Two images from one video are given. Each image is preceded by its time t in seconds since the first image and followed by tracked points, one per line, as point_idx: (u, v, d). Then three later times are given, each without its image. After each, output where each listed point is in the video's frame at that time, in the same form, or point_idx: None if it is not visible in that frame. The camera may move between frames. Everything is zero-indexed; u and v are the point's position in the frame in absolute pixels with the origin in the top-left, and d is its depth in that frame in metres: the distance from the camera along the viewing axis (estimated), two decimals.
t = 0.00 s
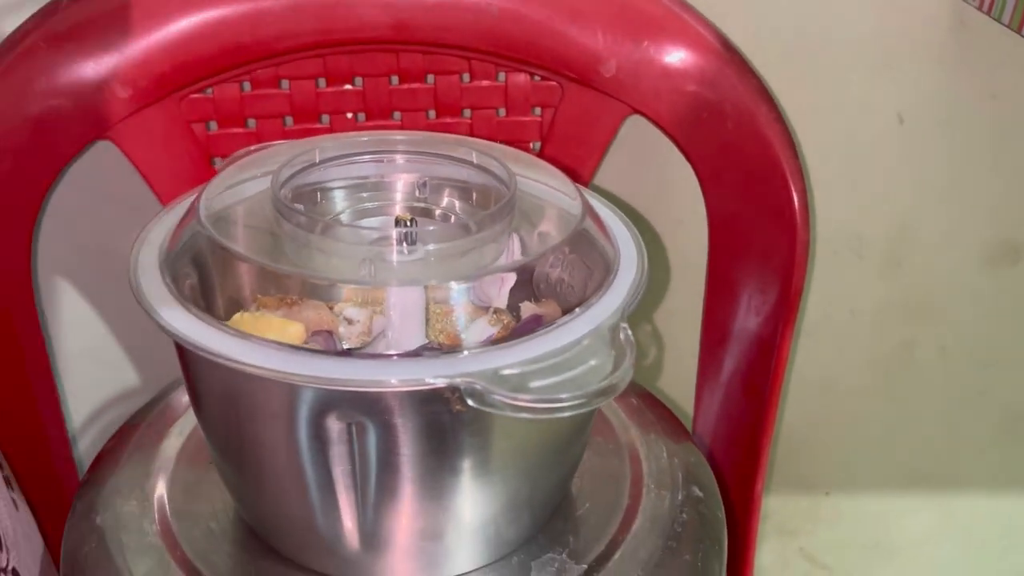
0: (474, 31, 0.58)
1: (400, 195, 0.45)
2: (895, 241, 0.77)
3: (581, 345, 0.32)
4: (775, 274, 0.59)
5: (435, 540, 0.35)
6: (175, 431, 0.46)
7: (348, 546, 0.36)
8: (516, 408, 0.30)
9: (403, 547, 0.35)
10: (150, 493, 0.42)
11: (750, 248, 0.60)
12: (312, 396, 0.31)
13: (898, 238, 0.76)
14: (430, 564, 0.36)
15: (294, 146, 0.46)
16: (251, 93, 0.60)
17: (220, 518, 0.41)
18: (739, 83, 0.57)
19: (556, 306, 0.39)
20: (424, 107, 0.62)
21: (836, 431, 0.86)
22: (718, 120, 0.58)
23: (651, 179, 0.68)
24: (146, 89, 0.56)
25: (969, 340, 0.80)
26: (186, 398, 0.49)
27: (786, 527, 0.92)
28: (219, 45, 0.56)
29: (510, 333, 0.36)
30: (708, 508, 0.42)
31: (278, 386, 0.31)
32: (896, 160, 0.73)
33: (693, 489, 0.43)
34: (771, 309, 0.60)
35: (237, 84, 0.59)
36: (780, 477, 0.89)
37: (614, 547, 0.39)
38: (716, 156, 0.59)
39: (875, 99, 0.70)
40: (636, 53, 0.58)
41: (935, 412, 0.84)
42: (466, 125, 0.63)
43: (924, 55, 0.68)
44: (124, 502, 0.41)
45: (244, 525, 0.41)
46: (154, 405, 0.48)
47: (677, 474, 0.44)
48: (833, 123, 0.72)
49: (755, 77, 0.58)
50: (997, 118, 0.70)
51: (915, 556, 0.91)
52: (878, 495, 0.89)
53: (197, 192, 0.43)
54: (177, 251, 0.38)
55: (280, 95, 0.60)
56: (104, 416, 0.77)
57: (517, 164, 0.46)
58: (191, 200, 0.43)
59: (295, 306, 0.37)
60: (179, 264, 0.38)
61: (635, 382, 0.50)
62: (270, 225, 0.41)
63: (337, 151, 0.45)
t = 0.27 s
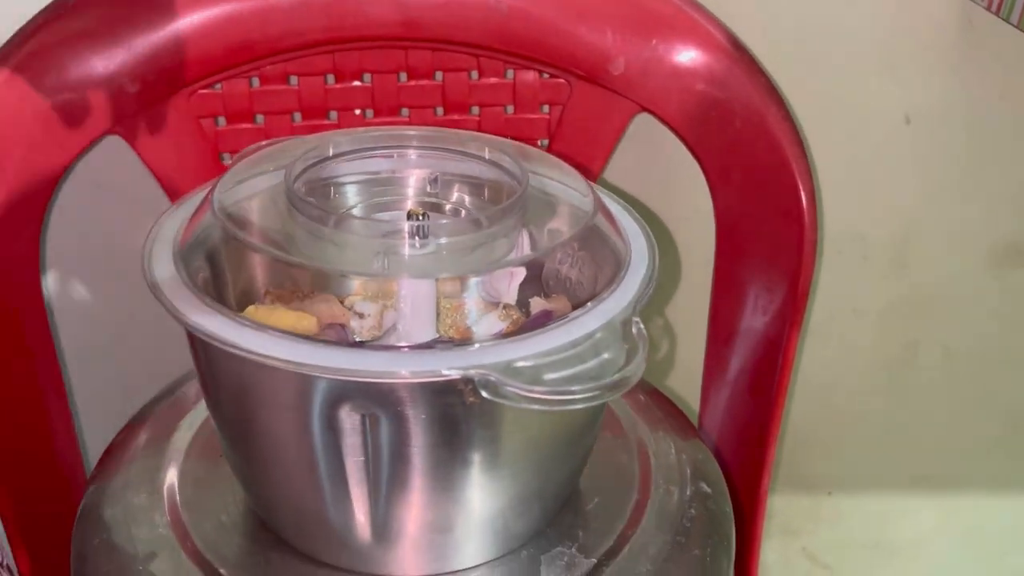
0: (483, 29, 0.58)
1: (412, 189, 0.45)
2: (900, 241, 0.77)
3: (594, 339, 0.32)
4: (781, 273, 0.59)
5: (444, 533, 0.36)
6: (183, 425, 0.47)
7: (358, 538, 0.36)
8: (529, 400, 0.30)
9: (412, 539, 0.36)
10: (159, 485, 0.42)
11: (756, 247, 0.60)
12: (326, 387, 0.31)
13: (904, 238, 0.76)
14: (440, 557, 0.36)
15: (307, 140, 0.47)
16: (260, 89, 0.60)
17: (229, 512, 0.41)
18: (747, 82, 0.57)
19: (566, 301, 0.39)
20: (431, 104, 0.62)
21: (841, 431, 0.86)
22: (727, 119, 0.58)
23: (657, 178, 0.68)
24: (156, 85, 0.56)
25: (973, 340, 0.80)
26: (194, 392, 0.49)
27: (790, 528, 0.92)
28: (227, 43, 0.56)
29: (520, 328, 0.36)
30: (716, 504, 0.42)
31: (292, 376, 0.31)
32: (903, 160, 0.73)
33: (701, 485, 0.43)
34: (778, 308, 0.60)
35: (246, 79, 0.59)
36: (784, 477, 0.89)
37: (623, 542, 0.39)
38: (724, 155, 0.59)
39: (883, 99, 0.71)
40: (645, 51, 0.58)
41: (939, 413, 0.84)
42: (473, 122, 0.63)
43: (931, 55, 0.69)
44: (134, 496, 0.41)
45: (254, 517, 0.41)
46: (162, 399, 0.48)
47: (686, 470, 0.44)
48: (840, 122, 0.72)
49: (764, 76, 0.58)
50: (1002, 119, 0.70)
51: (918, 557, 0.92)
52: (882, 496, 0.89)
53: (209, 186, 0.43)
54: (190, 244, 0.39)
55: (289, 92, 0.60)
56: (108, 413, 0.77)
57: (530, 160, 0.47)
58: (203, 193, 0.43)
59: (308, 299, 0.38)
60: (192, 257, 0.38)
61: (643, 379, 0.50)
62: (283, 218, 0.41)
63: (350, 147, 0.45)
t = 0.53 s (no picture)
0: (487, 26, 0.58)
1: (414, 185, 0.45)
2: (904, 243, 0.76)
3: (599, 335, 0.32)
4: (785, 273, 0.59)
5: (446, 530, 0.35)
6: (185, 419, 0.46)
7: (360, 535, 0.36)
8: (532, 396, 0.29)
9: (414, 535, 0.35)
10: (161, 479, 0.42)
11: (761, 246, 0.60)
12: (329, 381, 0.31)
13: (908, 239, 0.76)
14: (442, 553, 0.36)
15: (312, 134, 0.47)
16: (265, 84, 0.60)
17: (230, 507, 0.41)
18: (752, 79, 0.57)
19: (570, 298, 0.39)
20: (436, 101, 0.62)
21: (843, 431, 0.86)
22: (731, 118, 0.58)
23: (661, 177, 0.68)
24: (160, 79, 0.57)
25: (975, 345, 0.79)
26: (197, 388, 0.49)
27: (791, 526, 0.92)
28: (232, 37, 0.56)
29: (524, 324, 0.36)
30: (719, 502, 0.42)
31: (295, 370, 0.31)
32: (907, 162, 0.73)
33: (705, 484, 0.43)
34: (781, 308, 0.59)
35: (252, 75, 0.59)
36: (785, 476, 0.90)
37: (626, 540, 0.39)
38: (729, 154, 0.59)
39: (887, 99, 0.70)
40: (649, 49, 0.58)
41: (944, 417, 0.83)
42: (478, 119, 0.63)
43: (937, 56, 0.68)
44: (135, 490, 0.41)
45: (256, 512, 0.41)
46: (165, 394, 0.48)
47: (689, 468, 0.44)
48: (845, 121, 0.72)
49: (769, 73, 0.57)
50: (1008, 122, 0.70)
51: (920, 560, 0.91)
52: (885, 499, 0.89)
53: (214, 180, 0.43)
54: (193, 237, 0.38)
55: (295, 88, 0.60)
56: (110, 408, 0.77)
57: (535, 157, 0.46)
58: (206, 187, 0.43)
59: (310, 294, 0.38)
60: (195, 250, 0.38)
61: (647, 377, 0.50)
62: (286, 212, 0.41)
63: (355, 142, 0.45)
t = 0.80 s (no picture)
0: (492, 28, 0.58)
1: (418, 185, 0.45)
2: (909, 248, 0.76)
3: (604, 335, 0.31)
4: (790, 277, 0.59)
5: (448, 531, 0.35)
6: (186, 419, 0.46)
7: (361, 536, 0.35)
8: (537, 397, 0.29)
9: (416, 537, 0.35)
10: (162, 479, 0.42)
11: (765, 250, 0.60)
12: (331, 380, 0.30)
13: (912, 245, 0.76)
14: (444, 554, 0.36)
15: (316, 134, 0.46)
16: (269, 85, 0.59)
17: (231, 509, 0.41)
18: (758, 82, 0.56)
19: (574, 300, 0.39)
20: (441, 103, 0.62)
21: (847, 438, 0.86)
22: (736, 121, 0.58)
23: (666, 181, 0.68)
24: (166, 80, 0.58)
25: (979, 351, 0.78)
26: (198, 389, 0.49)
27: (794, 534, 0.92)
28: (240, 36, 0.57)
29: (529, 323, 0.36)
30: (724, 506, 0.42)
31: (296, 369, 0.31)
32: (912, 167, 0.72)
33: (709, 489, 0.42)
34: (786, 312, 0.59)
35: (258, 76, 0.59)
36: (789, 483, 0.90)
37: (630, 544, 0.39)
38: (733, 158, 0.59)
39: (891, 104, 0.70)
40: (654, 52, 0.58)
41: (948, 423, 0.83)
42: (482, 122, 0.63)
43: (942, 60, 0.68)
44: (136, 490, 0.41)
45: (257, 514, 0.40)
46: (166, 395, 0.48)
47: (693, 473, 0.43)
48: (849, 126, 0.72)
49: (774, 77, 0.57)
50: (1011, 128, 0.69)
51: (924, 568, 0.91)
52: (889, 506, 0.88)
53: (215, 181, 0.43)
54: (196, 237, 0.38)
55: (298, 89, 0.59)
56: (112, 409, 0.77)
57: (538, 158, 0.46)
58: (209, 187, 0.43)
59: (313, 295, 0.38)
60: (198, 249, 0.38)
61: (651, 381, 0.50)
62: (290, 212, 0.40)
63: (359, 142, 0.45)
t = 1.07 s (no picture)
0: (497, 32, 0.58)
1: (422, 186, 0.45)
2: (914, 256, 0.76)
3: (610, 334, 0.31)
4: (795, 283, 0.58)
5: (451, 533, 0.35)
6: (188, 421, 0.46)
7: (364, 537, 0.35)
8: (542, 395, 0.29)
9: (418, 538, 0.35)
10: (163, 480, 0.42)
11: (771, 256, 0.59)
12: (334, 378, 0.30)
13: (918, 253, 0.75)
14: (447, 556, 0.36)
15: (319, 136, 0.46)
16: (274, 88, 0.59)
17: (233, 512, 0.41)
18: (764, 87, 0.56)
19: (578, 300, 0.38)
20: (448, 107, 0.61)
21: (853, 448, 0.85)
22: (741, 126, 0.57)
23: (671, 186, 0.68)
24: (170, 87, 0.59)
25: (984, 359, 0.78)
26: (201, 392, 0.48)
27: (799, 544, 0.91)
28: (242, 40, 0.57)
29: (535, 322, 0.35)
30: (730, 511, 0.41)
31: (299, 366, 0.30)
32: (917, 174, 0.72)
33: (714, 493, 0.42)
34: (791, 318, 0.59)
35: (259, 80, 0.59)
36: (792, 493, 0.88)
37: (635, 548, 0.38)
38: (738, 163, 0.58)
39: (897, 111, 0.70)
40: (660, 57, 0.58)
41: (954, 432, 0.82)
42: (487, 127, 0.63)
43: (948, 66, 0.68)
44: (137, 491, 0.41)
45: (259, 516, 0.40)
46: (168, 397, 0.48)
47: (698, 477, 0.43)
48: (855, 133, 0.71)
49: (779, 82, 0.56)
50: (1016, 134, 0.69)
51: None
52: (894, 516, 0.88)
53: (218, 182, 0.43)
54: (199, 236, 0.38)
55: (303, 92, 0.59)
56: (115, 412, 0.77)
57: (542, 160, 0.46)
58: (212, 188, 0.43)
59: (316, 294, 0.38)
60: (201, 247, 0.37)
61: (656, 385, 0.49)
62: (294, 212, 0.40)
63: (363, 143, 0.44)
